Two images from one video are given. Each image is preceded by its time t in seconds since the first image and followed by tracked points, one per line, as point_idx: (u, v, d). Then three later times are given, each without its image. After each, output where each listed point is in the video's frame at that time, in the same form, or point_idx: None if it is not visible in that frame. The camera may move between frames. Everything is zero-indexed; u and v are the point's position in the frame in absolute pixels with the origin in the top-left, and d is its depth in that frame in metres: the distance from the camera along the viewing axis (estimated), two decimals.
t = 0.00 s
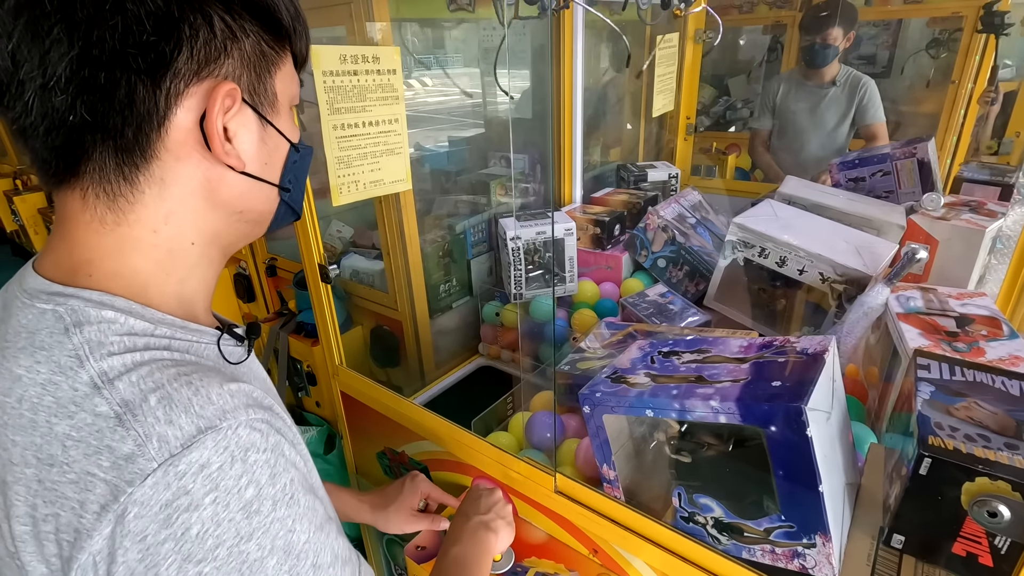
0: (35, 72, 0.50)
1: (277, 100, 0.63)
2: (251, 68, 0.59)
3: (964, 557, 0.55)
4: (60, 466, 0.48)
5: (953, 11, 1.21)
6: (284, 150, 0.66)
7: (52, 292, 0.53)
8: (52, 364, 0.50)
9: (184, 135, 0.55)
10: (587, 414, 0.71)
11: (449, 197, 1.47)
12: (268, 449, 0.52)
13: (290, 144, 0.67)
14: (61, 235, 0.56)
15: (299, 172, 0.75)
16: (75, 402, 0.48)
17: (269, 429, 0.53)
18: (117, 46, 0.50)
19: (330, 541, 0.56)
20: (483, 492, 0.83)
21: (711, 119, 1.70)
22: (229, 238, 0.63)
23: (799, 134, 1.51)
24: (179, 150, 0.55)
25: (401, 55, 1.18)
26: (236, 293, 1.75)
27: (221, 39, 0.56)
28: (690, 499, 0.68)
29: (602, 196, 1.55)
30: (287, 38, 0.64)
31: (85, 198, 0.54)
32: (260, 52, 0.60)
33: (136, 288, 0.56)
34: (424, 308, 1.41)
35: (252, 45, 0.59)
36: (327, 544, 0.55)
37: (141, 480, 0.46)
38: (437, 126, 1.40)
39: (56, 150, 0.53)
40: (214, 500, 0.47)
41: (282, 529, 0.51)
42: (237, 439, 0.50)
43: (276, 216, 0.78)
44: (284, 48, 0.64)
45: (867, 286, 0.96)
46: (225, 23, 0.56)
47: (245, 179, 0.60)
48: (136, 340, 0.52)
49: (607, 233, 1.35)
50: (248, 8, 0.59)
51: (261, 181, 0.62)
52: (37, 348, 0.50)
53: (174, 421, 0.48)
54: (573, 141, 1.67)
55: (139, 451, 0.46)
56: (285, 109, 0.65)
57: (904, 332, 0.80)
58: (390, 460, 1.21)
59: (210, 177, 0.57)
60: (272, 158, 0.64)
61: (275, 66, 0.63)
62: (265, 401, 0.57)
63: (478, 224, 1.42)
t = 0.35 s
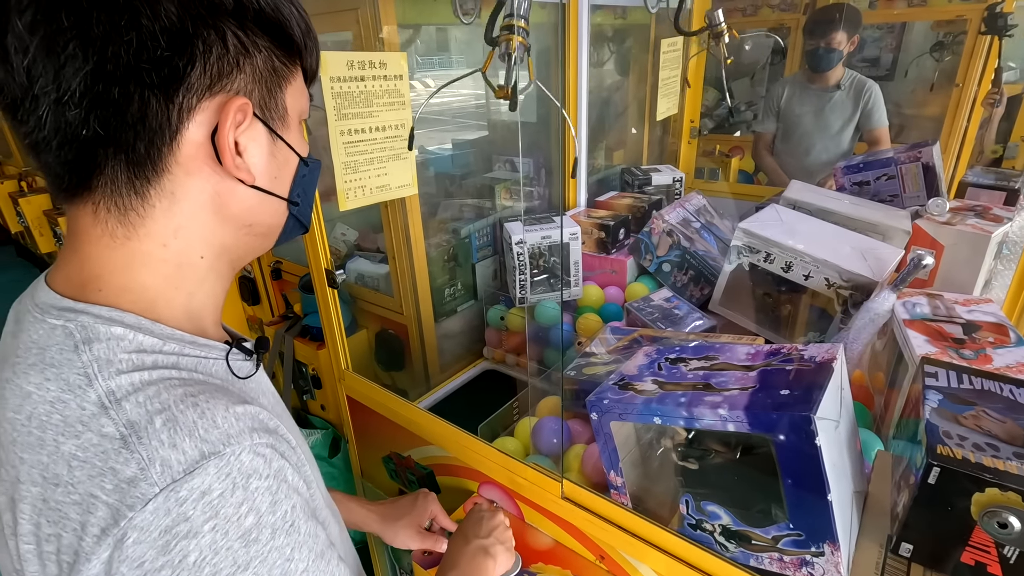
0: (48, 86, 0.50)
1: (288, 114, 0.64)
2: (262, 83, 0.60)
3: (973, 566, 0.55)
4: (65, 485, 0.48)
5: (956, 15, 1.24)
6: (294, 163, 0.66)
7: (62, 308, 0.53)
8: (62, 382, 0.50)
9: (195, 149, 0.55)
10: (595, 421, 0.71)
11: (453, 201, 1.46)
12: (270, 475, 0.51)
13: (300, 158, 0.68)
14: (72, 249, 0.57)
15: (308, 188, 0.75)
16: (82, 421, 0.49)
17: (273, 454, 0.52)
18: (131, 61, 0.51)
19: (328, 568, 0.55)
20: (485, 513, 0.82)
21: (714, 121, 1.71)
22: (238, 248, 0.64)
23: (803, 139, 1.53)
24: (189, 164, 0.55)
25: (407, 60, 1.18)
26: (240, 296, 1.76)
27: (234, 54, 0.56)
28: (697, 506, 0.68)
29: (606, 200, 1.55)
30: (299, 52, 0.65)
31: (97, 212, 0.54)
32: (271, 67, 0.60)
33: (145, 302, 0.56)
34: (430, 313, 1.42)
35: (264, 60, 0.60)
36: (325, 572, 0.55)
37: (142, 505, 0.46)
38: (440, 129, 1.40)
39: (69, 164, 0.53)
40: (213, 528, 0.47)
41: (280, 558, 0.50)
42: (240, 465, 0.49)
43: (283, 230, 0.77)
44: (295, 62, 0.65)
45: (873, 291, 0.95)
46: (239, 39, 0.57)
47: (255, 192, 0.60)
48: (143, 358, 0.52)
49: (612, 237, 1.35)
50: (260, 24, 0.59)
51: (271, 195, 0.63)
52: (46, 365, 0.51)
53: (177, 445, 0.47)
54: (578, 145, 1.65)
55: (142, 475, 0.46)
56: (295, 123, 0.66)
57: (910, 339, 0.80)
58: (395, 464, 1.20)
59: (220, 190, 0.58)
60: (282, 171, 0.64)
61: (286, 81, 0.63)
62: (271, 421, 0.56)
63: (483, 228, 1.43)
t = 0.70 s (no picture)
0: (59, 88, 0.51)
1: (291, 117, 0.64)
2: (267, 86, 0.60)
3: (970, 567, 0.55)
4: (69, 481, 0.49)
5: (959, 18, 1.30)
6: (296, 165, 0.67)
7: (69, 307, 0.54)
8: (68, 379, 0.51)
9: (201, 151, 0.56)
10: (594, 422, 0.72)
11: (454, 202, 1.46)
12: (268, 475, 0.51)
13: (301, 159, 0.68)
14: (80, 249, 0.57)
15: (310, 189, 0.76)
16: (87, 418, 0.49)
17: (272, 455, 0.52)
18: (140, 64, 0.51)
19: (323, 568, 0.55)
20: (483, 514, 0.82)
21: (716, 123, 1.74)
22: (241, 249, 0.64)
23: (802, 139, 1.53)
24: (195, 165, 0.56)
25: (409, 62, 1.19)
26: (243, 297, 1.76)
27: (240, 58, 0.57)
28: (696, 506, 0.69)
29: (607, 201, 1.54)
30: (302, 57, 0.65)
31: (104, 211, 0.55)
32: (276, 71, 0.61)
33: (150, 301, 0.57)
34: (431, 314, 1.42)
35: (269, 64, 0.60)
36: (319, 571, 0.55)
37: (142, 502, 0.46)
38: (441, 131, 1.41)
39: (77, 164, 0.54)
40: (210, 526, 0.47)
41: (274, 557, 0.51)
42: (238, 465, 0.49)
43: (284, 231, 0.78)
44: (299, 66, 0.65)
45: (872, 293, 0.96)
46: (245, 43, 0.57)
47: (258, 193, 0.61)
48: (146, 357, 0.52)
49: (613, 238, 1.36)
50: (266, 28, 0.60)
51: (274, 196, 0.63)
52: (54, 362, 0.52)
53: (178, 444, 0.48)
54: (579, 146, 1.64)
55: (143, 472, 0.47)
56: (297, 126, 0.67)
57: (909, 341, 0.80)
58: (396, 464, 1.21)
59: (224, 192, 0.58)
60: (285, 173, 0.65)
61: (290, 85, 0.64)
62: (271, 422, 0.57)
63: (484, 229, 1.43)
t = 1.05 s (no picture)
0: (55, 83, 0.50)
1: (282, 118, 0.64)
2: (261, 86, 0.60)
3: (966, 573, 0.55)
4: (55, 477, 0.49)
5: (959, 20, 1.31)
6: (287, 164, 0.67)
7: (60, 304, 0.54)
8: (56, 376, 0.51)
9: (195, 148, 0.56)
10: (590, 424, 0.72)
11: (454, 204, 1.46)
12: (253, 473, 0.51)
13: (291, 159, 0.68)
14: (73, 246, 0.57)
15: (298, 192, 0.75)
16: (74, 415, 0.49)
17: (258, 453, 0.52)
18: (138, 60, 0.51)
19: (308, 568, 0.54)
20: (475, 517, 0.81)
21: (716, 124, 1.74)
22: (234, 249, 0.64)
23: (801, 141, 1.53)
24: (188, 162, 0.56)
25: (407, 63, 1.19)
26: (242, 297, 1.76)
27: (235, 57, 0.57)
28: (692, 511, 0.68)
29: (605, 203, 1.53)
30: (293, 59, 0.65)
31: (98, 208, 0.55)
32: (269, 71, 0.61)
33: (142, 300, 0.57)
34: (429, 316, 1.42)
35: (262, 64, 0.60)
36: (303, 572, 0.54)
37: (125, 498, 0.46)
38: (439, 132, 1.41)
39: (72, 160, 0.53)
40: (192, 523, 0.47)
41: (257, 556, 0.50)
42: (222, 463, 0.49)
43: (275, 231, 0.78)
44: (289, 68, 0.65)
45: (871, 296, 0.95)
46: (240, 44, 0.57)
47: (250, 191, 0.61)
48: (135, 355, 0.52)
49: (610, 240, 1.34)
50: (260, 29, 0.60)
51: (266, 194, 0.63)
52: (43, 359, 0.52)
53: (163, 441, 0.47)
54: (578, 144, 1.65)
55: (126, 469, 0.46)
56: (288, 127, 0.66)
57: (908, 345, 0.80)
58: (393, 466, 1.21)
59: (217, 189, 0.58)
60: (276, 172, 0.64)
61: (282, 85, 0.64)
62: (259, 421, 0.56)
63: (483, 231, 1.43)
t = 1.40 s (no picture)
0: (58, 87, 0.50)
1: (285, 125, 0.64)
2: (263, 93, 0.60)
3: None
4: (50, 485, 0.49)
5: (960, 24, 1.28)
6: (289, 172, 0.66)
7: (59, 310, 0.53)
8: (54, 383, 0.50)
9: (195, 154, 0.55)
10: (591, 431, 0.71)
11: (455, 207, 1.47)
12: (246, 485, 0.50)
13: (293, 167, 0.68)
14: (74, 251, 0.57)
15: (300, 199, 0.75)
16: (70, 423, 0.49)
17: (253, 464, 0.51)
18: (140, 65, 0.51)
19: None
20: (472, 530, 0.80)
21: (717, 128, 1.76)
22: (235, 254, 0.64)
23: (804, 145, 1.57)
24: (189, 168, 0.55)
25: (408, 67, 1.18)
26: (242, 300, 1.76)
27: (238, 64, 0.57)
28: (693, 518, 0.68)
29: (607, 207, 1.53)
30: (297, 68, 0.65)
31: (99, 213, 0.55)
32: (272, 79, 0.61)
33: (142, 305, 0.56)
34: (430, 320, 1.42)
35: (265, 72, 0.60)
36: None
37: (118, 508, 0.45)
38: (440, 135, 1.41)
39: (73, 164, 0.53)
40: (183, 536, 0.46)
41: (248, 569, 0.49)
42: (216, 474, 0.48)
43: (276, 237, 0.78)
44: (293, 77, 0.65)
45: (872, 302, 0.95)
46: (244, 51, 0.57)
47: (250, 198, 0.60)
48: (132, 362, 0.52)
49: (612, 244, 1.35)
50: (263, 37, 0.60)
51: (267, 201, 0.63)
52: (41, 366, 0.51)
53: (157, 451, 0.47)
54: (579, 150, 1.62)
55: (120, 479, 0.46)
56: (290, 135, 0.66)
57: (910, 351, 0.80)
58: (393, 471, 1.21)
59: (217, 196, 0.58)
60: (277, 179, 0.64)
61: (285, 94, 0.64)
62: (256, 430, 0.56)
63: (484, 234, 1.43)
